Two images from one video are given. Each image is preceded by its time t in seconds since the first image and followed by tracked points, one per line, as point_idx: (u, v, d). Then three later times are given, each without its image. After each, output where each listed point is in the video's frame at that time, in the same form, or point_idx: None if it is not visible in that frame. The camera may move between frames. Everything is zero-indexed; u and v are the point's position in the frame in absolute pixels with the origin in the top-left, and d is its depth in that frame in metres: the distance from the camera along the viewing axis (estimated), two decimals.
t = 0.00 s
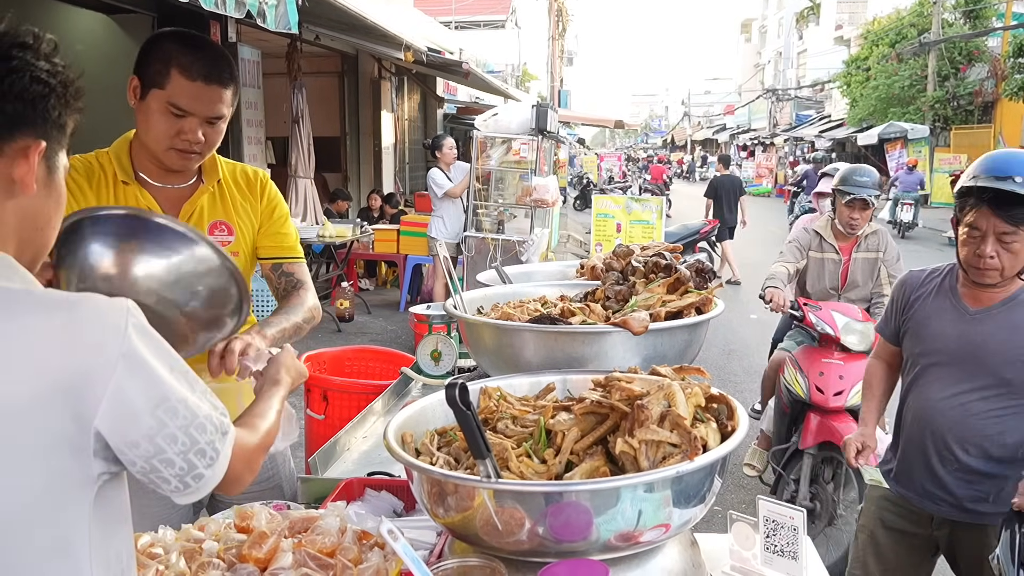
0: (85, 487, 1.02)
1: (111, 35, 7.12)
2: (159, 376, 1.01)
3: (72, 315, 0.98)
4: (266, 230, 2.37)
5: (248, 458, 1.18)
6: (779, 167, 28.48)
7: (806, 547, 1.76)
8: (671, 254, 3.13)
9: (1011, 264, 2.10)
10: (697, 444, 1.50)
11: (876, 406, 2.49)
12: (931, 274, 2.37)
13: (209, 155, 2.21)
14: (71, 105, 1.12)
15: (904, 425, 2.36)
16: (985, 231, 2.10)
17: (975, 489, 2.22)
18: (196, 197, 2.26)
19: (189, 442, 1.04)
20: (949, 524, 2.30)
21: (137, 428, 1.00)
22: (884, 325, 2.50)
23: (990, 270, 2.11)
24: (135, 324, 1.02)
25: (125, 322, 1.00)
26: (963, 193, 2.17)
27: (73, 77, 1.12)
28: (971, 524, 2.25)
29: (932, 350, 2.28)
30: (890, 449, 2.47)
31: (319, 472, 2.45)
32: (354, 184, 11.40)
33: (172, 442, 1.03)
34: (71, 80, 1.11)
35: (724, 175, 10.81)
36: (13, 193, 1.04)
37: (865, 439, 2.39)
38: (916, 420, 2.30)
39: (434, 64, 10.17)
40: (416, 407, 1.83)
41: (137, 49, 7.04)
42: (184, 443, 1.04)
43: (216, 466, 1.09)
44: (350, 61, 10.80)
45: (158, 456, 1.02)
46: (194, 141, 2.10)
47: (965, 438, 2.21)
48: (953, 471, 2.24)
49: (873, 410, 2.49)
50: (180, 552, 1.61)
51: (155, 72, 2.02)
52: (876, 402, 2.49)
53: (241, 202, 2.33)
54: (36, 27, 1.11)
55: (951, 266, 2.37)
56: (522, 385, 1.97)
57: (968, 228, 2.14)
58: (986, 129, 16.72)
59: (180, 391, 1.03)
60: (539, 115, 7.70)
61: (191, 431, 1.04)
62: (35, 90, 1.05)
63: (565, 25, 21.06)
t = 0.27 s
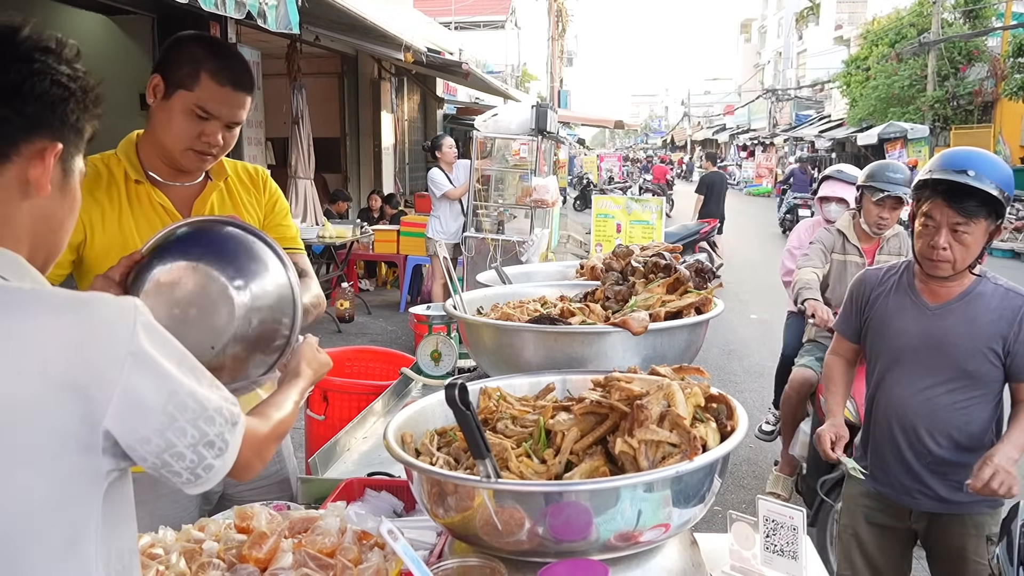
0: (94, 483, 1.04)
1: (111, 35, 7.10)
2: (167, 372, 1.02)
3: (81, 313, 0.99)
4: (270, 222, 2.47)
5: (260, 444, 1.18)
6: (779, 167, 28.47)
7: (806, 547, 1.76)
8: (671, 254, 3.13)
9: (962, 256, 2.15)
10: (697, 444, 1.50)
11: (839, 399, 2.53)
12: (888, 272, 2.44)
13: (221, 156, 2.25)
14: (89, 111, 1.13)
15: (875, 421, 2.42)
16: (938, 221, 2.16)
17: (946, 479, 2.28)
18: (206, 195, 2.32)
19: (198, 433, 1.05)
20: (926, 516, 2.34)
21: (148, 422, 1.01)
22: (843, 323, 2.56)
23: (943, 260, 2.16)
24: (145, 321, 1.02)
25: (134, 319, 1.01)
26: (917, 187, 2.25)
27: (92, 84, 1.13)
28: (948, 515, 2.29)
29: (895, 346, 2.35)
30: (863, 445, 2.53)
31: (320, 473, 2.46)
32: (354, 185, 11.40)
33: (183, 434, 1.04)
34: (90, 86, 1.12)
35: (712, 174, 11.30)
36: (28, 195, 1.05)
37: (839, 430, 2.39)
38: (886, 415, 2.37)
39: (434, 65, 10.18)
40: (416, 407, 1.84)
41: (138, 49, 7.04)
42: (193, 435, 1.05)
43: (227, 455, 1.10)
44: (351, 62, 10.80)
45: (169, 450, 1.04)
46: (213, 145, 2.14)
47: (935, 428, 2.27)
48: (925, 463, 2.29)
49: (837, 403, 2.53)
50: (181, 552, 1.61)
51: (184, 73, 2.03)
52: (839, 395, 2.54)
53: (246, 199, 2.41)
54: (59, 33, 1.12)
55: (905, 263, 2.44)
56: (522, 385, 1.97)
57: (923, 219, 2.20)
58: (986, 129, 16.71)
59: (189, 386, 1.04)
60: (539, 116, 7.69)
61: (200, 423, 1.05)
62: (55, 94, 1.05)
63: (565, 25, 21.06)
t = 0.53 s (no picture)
0: (106, 481, 1.04)
1: (111, 34, 7.02)
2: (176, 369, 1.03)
3: (86, 311, 0.99)
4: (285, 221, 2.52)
5: (271, 425, 1.18)
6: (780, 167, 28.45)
7: (807, 547, 1.76)
8: (672, 253, 3.13)
9: (938, 249, 2.19)
10: (699, 443, 1.49)
11: (825, 398, 2.52)
12: (865, 270, 2.47)
13: (251, 160, 2.32)
14: (105, 110, 1.13)
15: (863, 419, 2.44)
16: (915, 216, 2.20)
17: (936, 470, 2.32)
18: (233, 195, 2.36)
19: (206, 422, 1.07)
20: (926, 511, 2.35)
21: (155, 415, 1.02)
22: (823, 325, 2.58)
23: (919, 254, 2.19)
24: (152, 318, 1.03)
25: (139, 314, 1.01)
26: (892, 182, 2.30)
27: (109, 83, 1.14)
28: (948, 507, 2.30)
29: (879, 344, 2.37)
30: (851, 443, 2.54)
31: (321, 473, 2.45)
32: (354, 184, 11.40)
33: (189, 422, 1.05)
34: (106, 85, 1.13)
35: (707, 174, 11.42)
36: (39, 194, 1.04)
37: (829, 430, 2.38)
38: (875, 411, 2.39)
39: (434, 65, 10.18)
40: (417, 406, 1.84)
41: (139, 49, 6.97)
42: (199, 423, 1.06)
43: (237, 439, 1.10)
44: (351, 62, 10.81)
45: (178, 437, 1.05)
46: (251, 147, 2.21)
47: (923, 420, 2.30)
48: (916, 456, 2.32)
49: (823, 402, 2.52)
50: (182, 551, 1.61)
51: (233, 79, 2.10)
52: (825, 392, 2.53)
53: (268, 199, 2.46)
54: (77, 32, 1.13)
55: (880, 261, 2.47)
56: (523, 384, 1.97)
57: (900, 214, 2.23)
58: (987, 129, 16.69)
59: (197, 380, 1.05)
60: (540, 115, 7.67)
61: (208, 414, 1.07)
62: (69, 91, 1.06)
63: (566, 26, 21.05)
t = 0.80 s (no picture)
0: (104, 497, 1.00)
1: (112, 31, 7.02)
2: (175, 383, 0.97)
3: (77, 321, 0.95)
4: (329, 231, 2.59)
5: (285, 447, 1.10)
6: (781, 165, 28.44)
7: (810, 544, 1.76)
8: (675, 251, 3.12)
9: (946, 246, 2.19)
10: (702, 440, 1.49)
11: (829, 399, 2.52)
12: (865, 268, 2.45)
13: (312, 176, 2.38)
14: (102, 103, 1.11)
15: (869, 417, 2.44)
16: (923, 213, 2.19)
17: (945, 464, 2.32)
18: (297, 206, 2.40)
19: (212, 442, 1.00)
20: (943, 506, 2.36)
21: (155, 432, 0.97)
22: (824, 325, 2.56)
23: (927, 251, 2.19)
24: (145, 328, 0.98)
25: (134, 325, 0.97)
26: (898, 179, 2.29)
27: (106, 74, 1.10)
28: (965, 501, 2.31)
29: (884, 341, 2.37)
30: (857, 441, 2.54)
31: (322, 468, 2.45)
32: (356, 181, 11.40)
33: (192, 441, 0.99)
34: (104, 76, 1.10)
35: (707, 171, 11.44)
36: (32, 187, 1.03)
37: (833, 431, 2.37)
38: (882, 409, 2.39)
39: (436, 61, 10.16)
40: (420, 402, 1.84)
41: (140, 45, 6.98)
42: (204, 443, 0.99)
43: (246, 462, 1.03)
44: (353, 58, 10.79)
45: (180, 456, 0.99)
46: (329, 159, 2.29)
47: (933, 416, 2.30)
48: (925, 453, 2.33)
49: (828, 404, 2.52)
50: (185, 547, 1.61)
51: (319, 98, 2.16)
52: (828, 394, 2.55)
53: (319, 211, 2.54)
54: (74, 20, 1.10)
55: (880, 257, 2.47)
56: (526, 380, 1.98)
57: (907, 211, 2.23)
58: (988, 126, 16.68)
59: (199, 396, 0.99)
60: (542, 111, 7.62)
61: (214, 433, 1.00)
62: (65, 81, 1.03)
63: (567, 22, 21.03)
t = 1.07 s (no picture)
0: (84, 528, 0.99)
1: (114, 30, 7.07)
2: (172, 420, 0.97)
3: (89, 342, 0.96)
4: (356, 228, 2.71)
5: (254, 510, 1.11)
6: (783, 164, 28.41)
7: (812, 544, 1.76)
8: (677, 251, 3.12)
9: (984, 248, 2.19)
10: (705, 441, 1.49)
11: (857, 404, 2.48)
12: (891, 271, 2.42)
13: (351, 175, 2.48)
14: (113, 111, 1.12)
15: (901, 422, 2.41)
16: (966, 215, 2.16)
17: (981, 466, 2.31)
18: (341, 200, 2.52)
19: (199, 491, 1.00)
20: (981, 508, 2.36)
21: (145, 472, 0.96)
22: (848, 330, 2.52)
23: (968, 254, 2.18)
24: (153, 359, 0.99)
25: (142, 355, 0.98)
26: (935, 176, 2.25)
27: (118, 82, 1.12)
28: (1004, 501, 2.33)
29: (916, 344, 2.34)
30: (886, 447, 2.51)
31: (324, 468, 2.44)
32: (357, 180, 11.40)
33: (179, 490, 0.98)
34: (115, 85, 1.11)
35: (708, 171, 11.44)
36: (45, 193, 1.03)
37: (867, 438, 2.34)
38: (915, 414, 2.36)
39: (437, 60, 10.16)
40: (422, 403, 1.84)
41: (142, 44, 7.03)
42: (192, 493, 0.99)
43: (223, 520, 1.03)
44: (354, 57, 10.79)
45: (163, 505, 0.98)
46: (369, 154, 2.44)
47: (975, 419, 2.28)
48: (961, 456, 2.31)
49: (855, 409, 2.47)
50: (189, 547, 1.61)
51: (361, 97, 2.31)
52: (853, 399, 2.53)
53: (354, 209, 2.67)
54: (87, 27, 1.10)
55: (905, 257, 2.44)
56: (528, 381, 1.98)
57: (948, 211, 2.19)
58: (990, 125, 16.67)
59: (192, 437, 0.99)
60: (543, 112, 7.79)
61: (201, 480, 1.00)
62: (81, 89, 1.04)
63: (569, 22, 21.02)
